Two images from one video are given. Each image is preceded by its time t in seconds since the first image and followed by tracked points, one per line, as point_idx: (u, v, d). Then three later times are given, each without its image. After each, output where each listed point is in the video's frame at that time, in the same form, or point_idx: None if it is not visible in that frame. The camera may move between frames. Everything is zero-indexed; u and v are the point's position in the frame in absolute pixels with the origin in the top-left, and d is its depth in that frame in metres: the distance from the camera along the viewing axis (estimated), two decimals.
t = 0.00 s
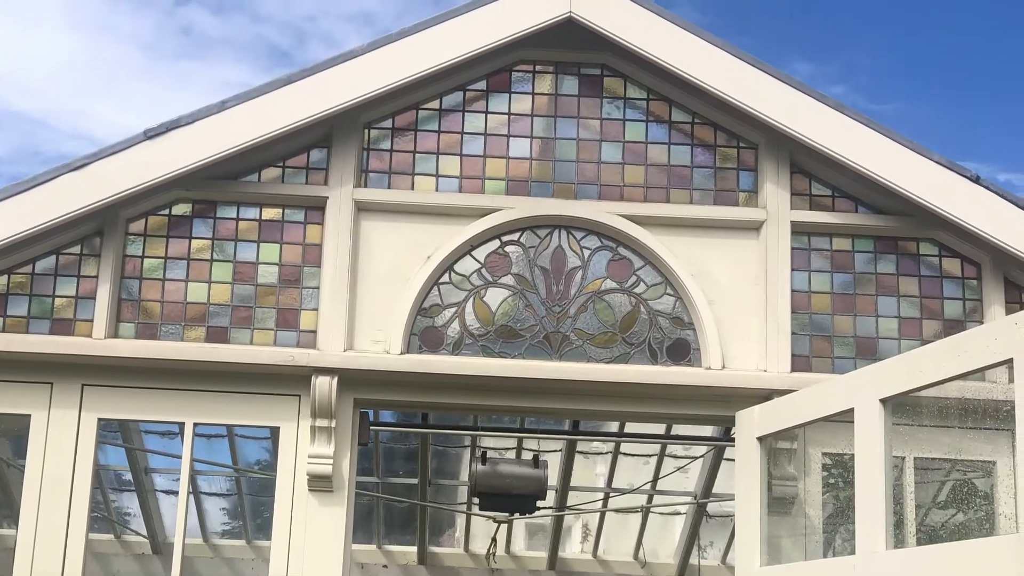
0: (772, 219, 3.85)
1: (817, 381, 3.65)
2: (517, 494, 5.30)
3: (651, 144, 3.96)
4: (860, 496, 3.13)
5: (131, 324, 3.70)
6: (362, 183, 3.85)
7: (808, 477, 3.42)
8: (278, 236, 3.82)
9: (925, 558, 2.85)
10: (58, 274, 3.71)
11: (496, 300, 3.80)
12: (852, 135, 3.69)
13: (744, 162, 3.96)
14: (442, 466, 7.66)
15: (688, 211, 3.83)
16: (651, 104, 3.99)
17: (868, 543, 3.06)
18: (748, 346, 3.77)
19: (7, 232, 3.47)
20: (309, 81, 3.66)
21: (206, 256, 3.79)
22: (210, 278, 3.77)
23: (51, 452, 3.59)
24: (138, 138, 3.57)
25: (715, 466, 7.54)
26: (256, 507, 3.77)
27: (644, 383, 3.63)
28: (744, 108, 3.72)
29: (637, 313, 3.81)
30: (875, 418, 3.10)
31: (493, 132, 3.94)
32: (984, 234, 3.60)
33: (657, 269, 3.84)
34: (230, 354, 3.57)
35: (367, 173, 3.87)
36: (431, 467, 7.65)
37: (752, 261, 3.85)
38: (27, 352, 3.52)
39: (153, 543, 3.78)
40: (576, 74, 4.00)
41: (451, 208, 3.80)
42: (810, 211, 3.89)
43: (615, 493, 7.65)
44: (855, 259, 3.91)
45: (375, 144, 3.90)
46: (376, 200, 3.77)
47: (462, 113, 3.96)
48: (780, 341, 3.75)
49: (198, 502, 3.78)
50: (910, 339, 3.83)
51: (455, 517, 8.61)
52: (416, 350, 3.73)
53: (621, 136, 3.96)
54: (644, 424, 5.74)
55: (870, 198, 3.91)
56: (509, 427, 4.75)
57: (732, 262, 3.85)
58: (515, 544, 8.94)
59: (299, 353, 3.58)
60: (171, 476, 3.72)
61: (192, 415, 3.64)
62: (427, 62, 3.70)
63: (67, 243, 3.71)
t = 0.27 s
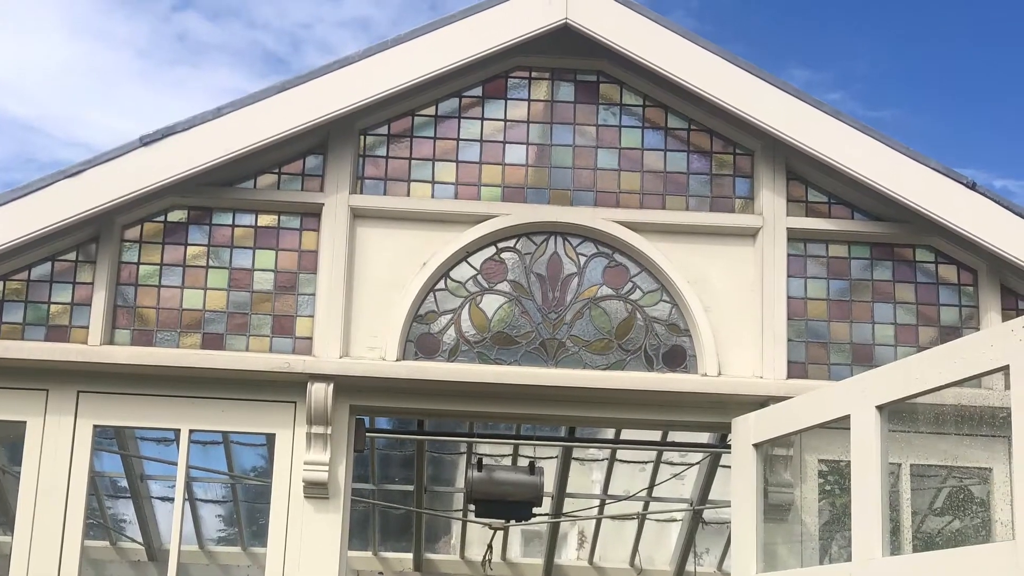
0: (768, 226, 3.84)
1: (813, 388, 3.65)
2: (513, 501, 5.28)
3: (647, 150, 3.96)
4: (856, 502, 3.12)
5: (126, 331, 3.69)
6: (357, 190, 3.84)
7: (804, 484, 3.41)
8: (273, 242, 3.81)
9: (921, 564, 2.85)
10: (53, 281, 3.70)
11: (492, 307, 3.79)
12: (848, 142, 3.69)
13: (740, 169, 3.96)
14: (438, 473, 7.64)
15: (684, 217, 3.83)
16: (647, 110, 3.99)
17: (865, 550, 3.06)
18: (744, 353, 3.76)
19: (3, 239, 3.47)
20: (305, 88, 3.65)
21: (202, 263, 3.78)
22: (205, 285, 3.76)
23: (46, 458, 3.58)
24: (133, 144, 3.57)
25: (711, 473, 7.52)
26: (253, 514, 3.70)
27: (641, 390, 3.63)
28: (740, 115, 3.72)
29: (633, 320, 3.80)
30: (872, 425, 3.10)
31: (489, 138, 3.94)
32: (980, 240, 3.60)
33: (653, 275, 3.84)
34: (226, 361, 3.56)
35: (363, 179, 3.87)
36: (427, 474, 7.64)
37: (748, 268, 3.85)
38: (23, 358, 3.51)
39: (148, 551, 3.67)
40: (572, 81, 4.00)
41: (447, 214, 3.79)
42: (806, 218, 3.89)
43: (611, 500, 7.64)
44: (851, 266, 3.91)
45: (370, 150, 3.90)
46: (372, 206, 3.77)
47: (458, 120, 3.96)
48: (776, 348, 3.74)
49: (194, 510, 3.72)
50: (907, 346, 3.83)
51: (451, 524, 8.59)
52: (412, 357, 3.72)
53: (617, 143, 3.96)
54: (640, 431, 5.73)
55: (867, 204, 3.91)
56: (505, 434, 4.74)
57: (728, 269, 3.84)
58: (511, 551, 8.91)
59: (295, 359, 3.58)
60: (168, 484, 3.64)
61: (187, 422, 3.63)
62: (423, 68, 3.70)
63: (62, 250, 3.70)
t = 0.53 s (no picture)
0: (764, 232, 3.84)
1: (809, 395, 3.65)
2: (508, 508, 5.27)
3: (643, 157, 3.96)
4: (853, 509, 3.12)
5: (122, 337, 3.68)
6: (353, 197, 3.84)
7: (800, 491, 3.41)
8: (269, 249, 3.80)
9: (918, 571, 2.84)
10: (49, 287, 3.68)
11: (488, 313, 3.79)
12: (844, 149, 3.69)
13: (736, 175, 3.96)
14: (434, 479, 7.63)
15: (681, 224, 3.83)
16: (643, 117, 3.99)
17: (861, 557, 3.05)
18: (740, 360, 3.76)
19: None
20: (301, 94, 3.65)
21: (198, 270, 3.77)
22: (201, 292, 3.75)
23: (41, 465, 3.56)
24: (129, 151, 3.56)
25: (707, 480, 7.51)
26: (247, 521, 3.68)
27: (637, 397, 3.62)
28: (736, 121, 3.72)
29: (629, 327, 3.80)
30: (868, 432, 3.09)
31: (485, 145, 3.94)
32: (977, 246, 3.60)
33: (649, 282, 3.84)
34: (221, 368, 3.55)
35: (358, 186, 3.86)
36: (423, 480, 7.62)
37: (744, 274, 3.85)
38: (18, 365, 3.50)
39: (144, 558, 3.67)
40: (568, 87, 4.00)
41: (443, 221, 3.79)
42: (803, 224, 3.89)
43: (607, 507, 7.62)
44: (848, 272, 3.91)
45: (366, 157, 3.90)
46: (368, 213, 3.76)
47: (454, 126, 3.95)
48: (773, 355, 3.74)
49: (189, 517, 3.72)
50: (903, 352, 3.83)
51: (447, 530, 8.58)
52: (408, 364, 3.72)
53: (614, 149, 3.96)
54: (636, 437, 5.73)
55: (863, 211, 3.91)
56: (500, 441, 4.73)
57: (724, 275, 3.84)
58: (507, 558, 8.90)
59: (291, 366, 3.57)
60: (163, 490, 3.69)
61: (183, 429, 3.62)
62: (419, 75, 3.69)
63: (58, 256, 3.69)
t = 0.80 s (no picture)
0: (760, 239, 3.84)
1: (805, 401, 3.65)
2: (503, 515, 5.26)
3: (639, 163, 3.96)
4: (849, 515, 3.12)
5: (117, 344, 3.67)
6: (349, 203, 3.83)
7: (796, 498, 3.40)
8: (264, 255, 3.80)
9: None
10: (44, 294, 3.67)
11: (484, 320, 3.79)
12: (839, 155, 3.69)
13: (732, 182, 3.96)
14: (430, 486, 7.61)
15: (677, 230, 3.83)
16: (639, 123, 4.00)
17: (858, 564, 3.05)
18: (736, 367, 3.76)
19: None
20: (297, 100, 3.65)
21: (193, 276, 3.76)
22: (197, 298, 3.75)
23: (37, 472, 3.55)
24: (124, 157, 3.55)
25: (703, 486, 7.49)
26: (245, 526, 3.76)
27: (634, 404, 3.62)
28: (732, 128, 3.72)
29: (625, 333, 3.80)
30: (865, 439, 3.09)
31: (481, 151, 3.94)
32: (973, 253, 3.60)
33: (645, 289, 3.84)
34: (217, 374, 3.54)
35: (354, 193, 3.86)
36: (419, 487, 7.60)
37: (740, 281, 3.85)
38: (13, 371, 3.49)
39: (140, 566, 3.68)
40: (564, 94, 4.00)
41: (439, 228, 3.79)
42: (799, 231, 3.89)
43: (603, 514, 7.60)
44: (844, 279, 3.91)
45: (362, 163, 3.89)
46: (364, 219, 3.76)
47: (450, 133, 3.95)
48: (768, 362, 3.74)
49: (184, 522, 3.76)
50: (899, 359, 3.83)
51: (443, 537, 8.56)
52: (404, 371, 3.71)
53: (610, 156, 3.96)
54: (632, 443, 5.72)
55: (859, 218, 3.91)
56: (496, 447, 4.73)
57: (720, 282, 3.84)
58: (503, 565, 8.88)
59: (286, 373, 3.56)
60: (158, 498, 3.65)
61: (178, 435, 3.61)
62: (415, 81, 3.69)
63: (53, 263, 3.68)
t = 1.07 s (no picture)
0: (756, 245, 3.84)
1: (801, 408, 3.64)
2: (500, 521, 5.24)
3: (635, 170, 3.96)
4: (845, 522, 3.11)
5: (113, 351, 3.67)
6: (345, 210, 3.83)
7: (792, 505, 3.40)
8: (260, 261, 3.79)
9: None
10: (40, 300, 3.66)
11: (480, 326, 3.78)
12: (835, 162, 3.70)
13: (728, 188, 3.97)
14: (426, 493, 7.59)
15: (673, 237, 3.83)
16: (635, 130, 4.00)
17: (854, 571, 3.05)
18: (732, 374, 3.76)
19: None
20: (293, 107, 3.64)
21: (189, 283, 3.76)
22: (192, 305, 3.74)
23: (32, 479, 3.54)
24: (120, 164, 3.54)
25: (699, 493, 7.48)
26: (240, 534, 3.69)
27: (630, 410, 3.61)
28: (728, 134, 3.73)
29: (621, 340, 3.80)
30: (861, 446, 3.09)
31: (477, 158, 3.94)
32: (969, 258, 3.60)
33: (642, 295, 3.83)
34: (212, 381, 3.53)
35: (350, 199, 3.86)
36: (415, 494, 7.58)
37: (736, 287, 3.85)
38: (9, 378, 3.48)
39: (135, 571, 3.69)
40: (561, 100, 4.00)
41: (434, 234, 3.78)
42: (795, 238, 3.89)
43: (599, 521, 7.59)
44: (840, 285, 3.91)
45: (358, 169, 3.89)
46: (359, 226, 3.75)
47: (446, 139, 3.95)
48: (764, 368, 3.74)
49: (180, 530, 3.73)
50: (895, 365, 3.83)
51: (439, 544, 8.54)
52: (400, 377, 3.71)
53: (606, 162, 3.96)
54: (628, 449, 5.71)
55: (855, 224, 3.92)
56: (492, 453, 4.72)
57: (716, 289, 3.84)
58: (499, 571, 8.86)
59: (282, 379, 3.55)
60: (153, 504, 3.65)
61: (174, 442, 3.59)
62: (411, 88, 3.69)
63: (49, 269, 3.67)
